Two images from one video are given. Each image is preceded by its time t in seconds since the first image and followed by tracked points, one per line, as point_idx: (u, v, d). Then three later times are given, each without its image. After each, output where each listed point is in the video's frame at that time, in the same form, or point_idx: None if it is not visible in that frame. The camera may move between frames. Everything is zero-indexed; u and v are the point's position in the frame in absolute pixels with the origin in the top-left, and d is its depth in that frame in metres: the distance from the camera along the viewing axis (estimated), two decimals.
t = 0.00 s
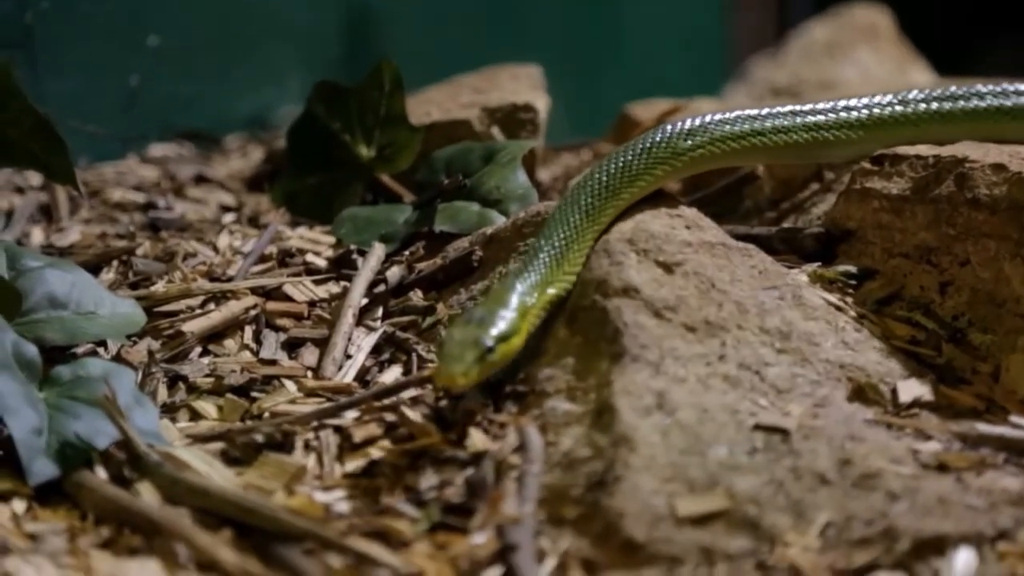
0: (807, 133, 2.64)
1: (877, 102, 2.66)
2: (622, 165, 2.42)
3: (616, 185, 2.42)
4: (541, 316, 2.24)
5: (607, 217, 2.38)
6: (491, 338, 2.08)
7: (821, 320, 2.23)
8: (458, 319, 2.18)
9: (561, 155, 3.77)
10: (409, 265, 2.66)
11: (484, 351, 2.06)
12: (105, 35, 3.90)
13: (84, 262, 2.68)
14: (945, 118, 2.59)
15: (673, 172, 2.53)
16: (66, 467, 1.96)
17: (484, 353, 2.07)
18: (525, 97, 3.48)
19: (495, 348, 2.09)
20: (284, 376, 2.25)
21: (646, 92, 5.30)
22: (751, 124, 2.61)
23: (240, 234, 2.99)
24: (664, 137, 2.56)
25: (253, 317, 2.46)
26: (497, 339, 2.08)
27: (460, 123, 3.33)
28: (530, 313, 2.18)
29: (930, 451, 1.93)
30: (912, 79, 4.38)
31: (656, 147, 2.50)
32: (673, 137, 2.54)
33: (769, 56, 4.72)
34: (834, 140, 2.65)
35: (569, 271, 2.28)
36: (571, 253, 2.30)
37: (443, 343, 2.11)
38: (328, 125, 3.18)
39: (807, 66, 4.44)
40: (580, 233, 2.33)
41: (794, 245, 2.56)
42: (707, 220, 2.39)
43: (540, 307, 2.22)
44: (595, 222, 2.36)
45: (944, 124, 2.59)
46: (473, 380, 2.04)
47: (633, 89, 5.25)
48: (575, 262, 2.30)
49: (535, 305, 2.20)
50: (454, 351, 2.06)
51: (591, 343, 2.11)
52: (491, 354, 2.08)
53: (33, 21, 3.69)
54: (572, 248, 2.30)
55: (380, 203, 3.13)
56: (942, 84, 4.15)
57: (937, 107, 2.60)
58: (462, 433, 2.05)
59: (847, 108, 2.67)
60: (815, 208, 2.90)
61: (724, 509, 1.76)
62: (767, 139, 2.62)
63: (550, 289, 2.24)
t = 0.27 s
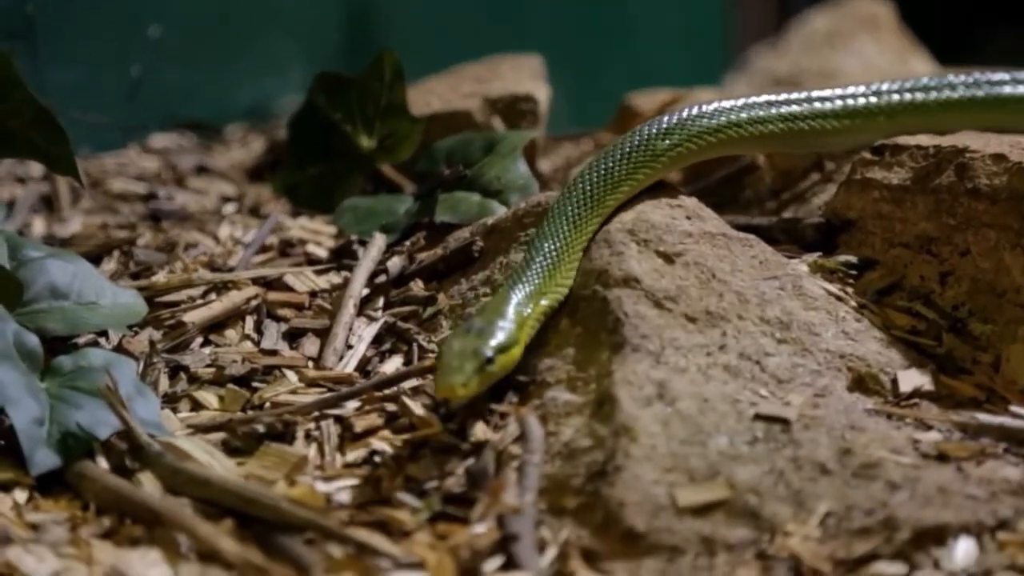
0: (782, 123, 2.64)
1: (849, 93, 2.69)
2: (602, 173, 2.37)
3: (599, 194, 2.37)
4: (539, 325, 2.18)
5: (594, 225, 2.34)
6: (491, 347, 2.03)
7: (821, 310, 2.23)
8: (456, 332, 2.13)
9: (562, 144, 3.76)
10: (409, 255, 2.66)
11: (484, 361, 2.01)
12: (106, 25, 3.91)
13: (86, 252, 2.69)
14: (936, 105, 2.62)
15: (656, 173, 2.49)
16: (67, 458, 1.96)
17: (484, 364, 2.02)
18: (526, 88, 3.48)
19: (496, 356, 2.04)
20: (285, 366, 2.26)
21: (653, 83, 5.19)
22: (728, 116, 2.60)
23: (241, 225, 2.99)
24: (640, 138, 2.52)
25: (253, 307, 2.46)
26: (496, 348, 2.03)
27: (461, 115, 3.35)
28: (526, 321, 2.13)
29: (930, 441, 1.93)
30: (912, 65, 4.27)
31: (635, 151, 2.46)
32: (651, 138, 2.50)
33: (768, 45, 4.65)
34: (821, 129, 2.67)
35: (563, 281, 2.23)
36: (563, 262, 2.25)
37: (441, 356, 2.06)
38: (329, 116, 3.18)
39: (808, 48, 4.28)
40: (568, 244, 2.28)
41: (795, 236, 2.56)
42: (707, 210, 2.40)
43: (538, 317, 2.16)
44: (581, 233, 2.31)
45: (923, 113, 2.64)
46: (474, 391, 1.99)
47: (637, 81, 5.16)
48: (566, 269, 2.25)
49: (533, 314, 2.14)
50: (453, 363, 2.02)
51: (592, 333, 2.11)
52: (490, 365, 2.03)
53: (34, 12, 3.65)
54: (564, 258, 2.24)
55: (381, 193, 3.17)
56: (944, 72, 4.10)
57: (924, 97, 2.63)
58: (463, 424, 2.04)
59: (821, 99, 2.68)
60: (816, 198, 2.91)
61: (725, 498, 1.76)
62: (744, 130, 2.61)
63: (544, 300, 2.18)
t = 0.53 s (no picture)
0: (774, 114, 2.64)
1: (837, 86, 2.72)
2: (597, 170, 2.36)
3: (593, 195, 2.35)
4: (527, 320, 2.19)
5: (590, 224, 2.32)
6: (479, 336, 2.05)
7: (821, 302, 2.23)
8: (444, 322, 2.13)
9: (562, 137, 3.76)
10: (410, 248, 2.67)
11: (471, 349, 2.03)
12: (105, 20, 3.89)
13: (87, 244, 2.70)
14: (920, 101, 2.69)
15: (648, 170, 2.47)
16: (69, 451, 1.96)
17: (470, 352, 2.03)
18: (526, 81, 3.48)
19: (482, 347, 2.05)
20: (285, 358, 2.26)
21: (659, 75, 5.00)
22: (721, 108, 2.59)
23: (242, 217, 3.00)
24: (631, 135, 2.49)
25: (254, 300, 2.47)
26: (484, 337, 2.04)
27: (459, 107, 3.35)
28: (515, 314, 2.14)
29: (930, 433, 1.93)
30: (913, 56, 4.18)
31: (628, 148, 2.43)
32: (642, 134, 2.47)
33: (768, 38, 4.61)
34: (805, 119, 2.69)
35: (555, 276, 2.23)
36: (556, 259, 2.24)
37: (428, 344, 2.07)
38: (328, 109, 3.24)
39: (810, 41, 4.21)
40: (566, 242, 2.26)
41: (795, 227, 2.58)
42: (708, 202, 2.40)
43: (526, 310, 2.17)
44: (577, 230, 2.29)
45: (906, 106, 2.70)
46: (458, 378, 2.00)
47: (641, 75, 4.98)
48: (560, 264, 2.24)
49: (523, 306, 2.15)
50: (440, 351, 2.03)
51: (592, 325, 2.12)
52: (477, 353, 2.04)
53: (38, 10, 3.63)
54: (558, 252, 2.24)
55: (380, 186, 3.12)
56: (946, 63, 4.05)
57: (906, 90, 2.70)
58: (463, 416, 2.06)
59: (812, 90, 2.71)
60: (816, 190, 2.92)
61: (725, 491, 1.76)
62: (736, 122, 2.61)
63: (532, 294, 2.19)
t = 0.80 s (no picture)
0: (757, 109, 2.63)
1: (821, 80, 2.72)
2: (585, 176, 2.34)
3: (580, 206, 2.32)
4: (505, 326, 2.18)
5: (582, 231, 2.31)
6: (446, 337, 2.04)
7: (822, 296, 2.23)
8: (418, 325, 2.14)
9: (563, 131, 3.76)
10: (411, 241, 2.68)
11: (435, 350, 2.02)
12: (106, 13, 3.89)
13: (89, 237, 2.71)
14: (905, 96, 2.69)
15: (634, 173, 2.45)
16: (70, 444, 1.96)
17: (435, 353, 2.02)
18: (527, 74, 3.48)
19: (448, 348, 2.04)
20: (286, 352, 2.27)
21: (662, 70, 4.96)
22: (704, 106, 2.58)
23: (243, 211, 3.00)
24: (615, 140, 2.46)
25: (255, 293, 2.48)
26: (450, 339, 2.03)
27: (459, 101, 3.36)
28: (491, 319, 2.13)
29: (930, 426, 1.94)
30: (912, 49, 4.16)
31: (613, 153, 2.41)
32: (626, 139, 2.45)
33: (769, 33, 4.58)
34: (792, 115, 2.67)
35: (539, 281, 2.22)
36: (542, 265, 2.23)
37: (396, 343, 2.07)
38: (328, 103, 3.23)
39: (811, 36, 4.18)
40: (551, 249, 2.25)
41: (795, 222, 2.59)
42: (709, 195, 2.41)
43: (505, 316, 2.16)
44: (565, 239, 2.28)
45: (889, 102, 2.70)
46: (418, 377, 1.99)
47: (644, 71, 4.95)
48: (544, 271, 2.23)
49: (500, 312, 2.14)
50: (403, 352, 2.03)
51: (593, 319, 2.12)
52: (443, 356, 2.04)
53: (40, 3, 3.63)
54: (542, 261, 2.23)
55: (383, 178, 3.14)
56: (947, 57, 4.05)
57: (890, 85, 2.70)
58: (465, 409, 2.07)
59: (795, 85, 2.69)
60: (816, 183, 2.93)
61: (726, 484, 1.76)
62: (720, 120, 2.60)
63: (511, 300, 2.18)
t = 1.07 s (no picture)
0: (747, 104, 2.64)
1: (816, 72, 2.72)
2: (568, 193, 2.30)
3: (566, 221, 2.29)
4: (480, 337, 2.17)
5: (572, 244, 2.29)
6: (407, 343, 2.04)
7: (824, 290, 2.23)
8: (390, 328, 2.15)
9: (565, 124, 3.76)
10: (413, 235, 2.69)
11: (392, 354, 2.02)
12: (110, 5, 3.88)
13: (91, 230, 2.72)
14: (892, 88, 2.70)
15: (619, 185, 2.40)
16: (73, 437, 1.96)
17: (393, 357, 2.02)
18: (529, 69, 3.48)
19: (408, 353, 2.03)
20: (288, 345, 2.27)
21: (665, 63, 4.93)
22: (700, 101, 2.59)
23: (245, 204, 3.01)
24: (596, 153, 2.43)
25: (258, 287, 2.48)
26: (410, 345, 2.03)
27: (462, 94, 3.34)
28: (462, 330, 2.11)
29: (931, 420, 1.94)
30: (913, 43, 4.15)
31: (596, 167, 2.38)
32: (608, 151, 2.41)
33: (771, 28, 4.56)
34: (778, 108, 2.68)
35: (516, 294, 2.20)
36: (519, 279, 2.21)
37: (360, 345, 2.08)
38: (331, 97, 3.23)
39: (813, 30, 4.16)
40: (531, 265, 2.23)
41: (798, 215, 2.64)
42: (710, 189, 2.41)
43: (478, 327, 2.15)
44: (547, 256, 2.25)
45: (882, 96, 2.70)
46: (371, 380, 1.99)
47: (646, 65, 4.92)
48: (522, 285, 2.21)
49: (472, 323, 2.13)
50: (361, 353, 2.04)
51: (595, 312, 2.12)
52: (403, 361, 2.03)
53: None
54: (519, 277, 2.21)
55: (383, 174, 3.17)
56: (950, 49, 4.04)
57: (874, 79, 2.70)
58: (467, 403, 2.08)
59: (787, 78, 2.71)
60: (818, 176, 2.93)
61: (728, 477, 1.76)
62: (713, 114, 2.61)
63: (487, 313, 2.16)
